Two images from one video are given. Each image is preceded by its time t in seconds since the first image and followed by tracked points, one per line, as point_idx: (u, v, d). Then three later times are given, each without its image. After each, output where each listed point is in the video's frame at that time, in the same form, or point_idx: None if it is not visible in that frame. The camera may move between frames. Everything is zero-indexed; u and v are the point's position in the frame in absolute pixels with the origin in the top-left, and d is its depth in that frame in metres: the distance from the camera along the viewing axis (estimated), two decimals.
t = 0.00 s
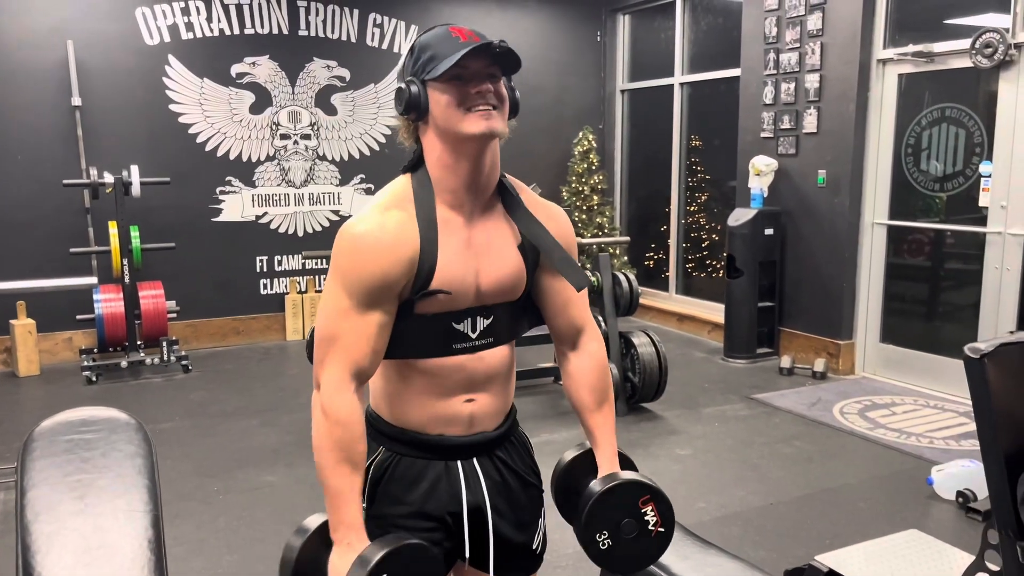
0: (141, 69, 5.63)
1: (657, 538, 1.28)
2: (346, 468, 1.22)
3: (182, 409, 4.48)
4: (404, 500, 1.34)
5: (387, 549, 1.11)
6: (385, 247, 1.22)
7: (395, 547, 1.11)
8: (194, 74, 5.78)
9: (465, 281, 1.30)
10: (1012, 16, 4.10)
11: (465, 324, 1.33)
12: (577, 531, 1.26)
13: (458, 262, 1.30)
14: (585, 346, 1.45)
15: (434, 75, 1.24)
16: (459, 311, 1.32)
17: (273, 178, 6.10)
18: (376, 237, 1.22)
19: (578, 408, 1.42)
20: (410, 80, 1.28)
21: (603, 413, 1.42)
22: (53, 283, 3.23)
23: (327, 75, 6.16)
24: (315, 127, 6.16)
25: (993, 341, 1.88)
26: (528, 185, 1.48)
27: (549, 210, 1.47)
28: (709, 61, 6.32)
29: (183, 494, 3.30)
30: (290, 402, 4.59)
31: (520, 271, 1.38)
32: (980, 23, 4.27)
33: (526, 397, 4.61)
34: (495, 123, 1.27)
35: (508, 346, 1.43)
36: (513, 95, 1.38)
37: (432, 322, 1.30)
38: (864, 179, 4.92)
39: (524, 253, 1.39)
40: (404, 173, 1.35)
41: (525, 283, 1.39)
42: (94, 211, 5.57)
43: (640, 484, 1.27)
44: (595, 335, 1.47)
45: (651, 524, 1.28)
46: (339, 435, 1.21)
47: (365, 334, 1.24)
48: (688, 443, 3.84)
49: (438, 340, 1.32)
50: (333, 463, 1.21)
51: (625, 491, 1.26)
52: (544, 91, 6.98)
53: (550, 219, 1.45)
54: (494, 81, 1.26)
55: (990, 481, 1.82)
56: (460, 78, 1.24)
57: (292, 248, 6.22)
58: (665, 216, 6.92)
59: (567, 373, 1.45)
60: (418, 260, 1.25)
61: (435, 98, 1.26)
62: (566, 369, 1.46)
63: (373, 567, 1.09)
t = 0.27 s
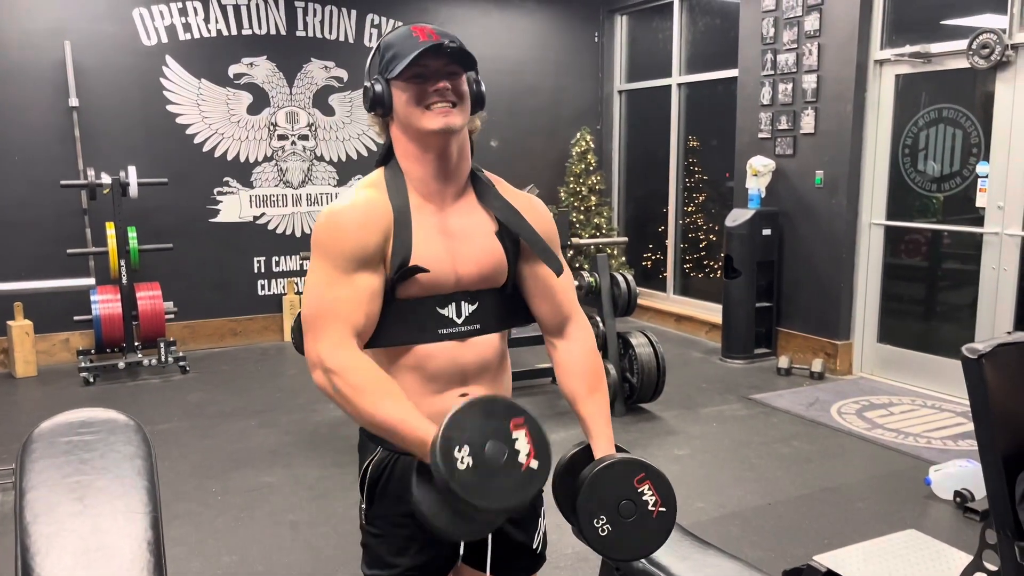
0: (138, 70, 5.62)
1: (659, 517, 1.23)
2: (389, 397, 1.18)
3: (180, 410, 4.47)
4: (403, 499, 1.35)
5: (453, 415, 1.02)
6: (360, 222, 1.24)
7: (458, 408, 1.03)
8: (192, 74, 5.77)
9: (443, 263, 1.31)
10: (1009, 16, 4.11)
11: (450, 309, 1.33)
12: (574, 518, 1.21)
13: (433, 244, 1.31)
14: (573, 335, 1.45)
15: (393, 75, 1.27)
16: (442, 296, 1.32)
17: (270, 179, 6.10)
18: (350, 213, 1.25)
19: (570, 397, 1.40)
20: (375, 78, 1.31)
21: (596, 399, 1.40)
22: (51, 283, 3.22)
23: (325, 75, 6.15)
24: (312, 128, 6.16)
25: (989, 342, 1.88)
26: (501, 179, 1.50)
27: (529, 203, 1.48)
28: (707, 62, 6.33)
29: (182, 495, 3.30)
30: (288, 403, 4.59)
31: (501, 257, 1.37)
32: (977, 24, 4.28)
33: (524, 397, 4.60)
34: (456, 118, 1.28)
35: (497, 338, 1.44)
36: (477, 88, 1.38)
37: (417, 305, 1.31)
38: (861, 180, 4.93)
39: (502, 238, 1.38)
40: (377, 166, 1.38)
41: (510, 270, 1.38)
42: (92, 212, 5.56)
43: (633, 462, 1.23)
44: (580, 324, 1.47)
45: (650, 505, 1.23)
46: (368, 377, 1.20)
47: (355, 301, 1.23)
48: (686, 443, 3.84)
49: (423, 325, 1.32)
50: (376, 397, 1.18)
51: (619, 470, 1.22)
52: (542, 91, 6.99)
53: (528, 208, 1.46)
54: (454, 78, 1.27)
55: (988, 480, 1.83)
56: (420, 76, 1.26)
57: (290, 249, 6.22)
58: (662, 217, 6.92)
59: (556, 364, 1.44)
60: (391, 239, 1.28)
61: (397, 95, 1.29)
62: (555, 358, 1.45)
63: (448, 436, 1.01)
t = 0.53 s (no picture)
0: (137, 71, 5.62)
1: (649, 517, 1.22)
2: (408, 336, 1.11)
3: (178, 411, 4.47)
4: (405, 499, 1.35)
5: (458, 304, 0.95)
6: (357, 219, 1.25)
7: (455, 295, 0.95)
8: (190, 75, 5.76)
9: (439, 262, 1.31)
10: (1007, 17, 4.11)
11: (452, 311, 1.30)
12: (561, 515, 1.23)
13: (428, 243, 1.32)
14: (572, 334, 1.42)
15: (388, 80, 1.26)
16: (441, 296, 1.30)
17: (268, 179, 6.09)
18: (346, 211, 1.25)
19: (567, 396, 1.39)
20: (374, 77, 1.31)
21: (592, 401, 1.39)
22: (48, 284, 3.21)
23: (323, 76, 6.15)
24: (311, 129, 6.16)
25: (989, 342, 1.88)
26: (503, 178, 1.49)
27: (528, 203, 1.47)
28: (705, 62, 6.33)
29: (180, 496, 3.29)
30: (286, 404, 4.58)
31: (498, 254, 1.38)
32: (975, 24, 4.28)
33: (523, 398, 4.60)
34: (449, 130, 1.28)
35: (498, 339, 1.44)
36: (475, 90, 1.35)
37: (421, 305, 1.28)
38: (859, 180, 4.93)
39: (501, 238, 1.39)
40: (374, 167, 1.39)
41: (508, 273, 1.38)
42: (90, 213, 5.56)
43: (621, 461, 1.24)
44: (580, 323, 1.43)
45: (638, 504, 1.22)
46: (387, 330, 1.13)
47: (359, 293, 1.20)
48: (685, 444, 3.84)
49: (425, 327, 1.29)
50: (392, 344, 1.11)
51: (605, 468, 1.24)
52: (540, 92, 6.99)
53: (527, 210, 1.46)
54: (450, 88, 1.26)
55: (987, 480, 1.83)
56: (415, 84, 1.25)
57: (288, 249, 6.22)
58: (661, 217, 6.93)
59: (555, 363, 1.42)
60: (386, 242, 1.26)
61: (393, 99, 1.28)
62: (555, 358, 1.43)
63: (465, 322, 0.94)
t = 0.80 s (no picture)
0: (136, 70, 5.61)
1: (644, 524, 1.23)
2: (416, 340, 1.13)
3: (178, 409, 4.46)
4: (406, 499, 1.35)
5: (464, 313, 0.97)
6: (364, 224, 1.24)
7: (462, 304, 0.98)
8: (188, 73, 5.76)
9: (446, 263, 1.30)
10: (1006, 15, 4.11)
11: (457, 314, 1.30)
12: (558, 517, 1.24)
13: (435, 245, 1.31)
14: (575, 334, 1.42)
15: (396, 79, 1.26)
16: (447, 300, 1.30)
17: (267, 178, 6.09)
18: (352, 215, 1.25)
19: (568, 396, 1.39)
20: (378, 77, 1.30)
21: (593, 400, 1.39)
22: (47, 283, 3.21)
23: (322, 74, 6.15)
24: (310, 127, 6.15)
25: (988, 341, 1.89)
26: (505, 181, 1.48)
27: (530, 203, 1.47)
28: (704, 61, 6.32)
29: (179, 495, 3.29)
30: (286, 402, 4.58)
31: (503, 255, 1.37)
32: (974, 23, 4.28)
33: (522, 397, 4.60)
34: (458, 127, 1.28)
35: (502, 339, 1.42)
36: (482, 87, 1.37)
37: (427, 310, 1.28)
38: (859, 179, 4.93)
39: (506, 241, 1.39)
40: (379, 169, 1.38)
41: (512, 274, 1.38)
42: (88, 212, 5.55)
43: (620, 468, 1.23)
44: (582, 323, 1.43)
45: (634, 511, 1.23)
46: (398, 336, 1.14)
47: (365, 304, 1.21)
48: (684, 443, 3.84)
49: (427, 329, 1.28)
50: (401, 344, 1.13)
51: (603, 475, 1.23)
52: (539, 91, 6.98)
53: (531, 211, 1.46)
54: (458, 84, 1.26)
55: (987, 479, 1.83)
56: (424, 82, 1.25)
57: (287, 248, 6.21)
58: (660, 216, 6.92)
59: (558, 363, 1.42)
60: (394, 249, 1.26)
61: (401, 99, 1.28)
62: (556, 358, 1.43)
63: (473, 332, 0.96)
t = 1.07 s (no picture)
0: (132, 67, 5.59)
1: (655, 520, 1.24)
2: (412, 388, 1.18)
3: (175, 407, 4.46)
4: (401, 493, 1.35)
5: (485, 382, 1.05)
6: (368, 223, 1.24)
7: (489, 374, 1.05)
8: (185, 70, 5.74)
9: (448, 262, 1.30)
10: (1004, 11, 4.11)
11: (456, 313, 1.32)
12: (571, 519, 1.22)
13: (440, 242, 1.30)
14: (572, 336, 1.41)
15: (410, 70, 1.24)
16: (447, 298, 1.31)
17: (265, 176, 6.08)
18: (358, 213, 1.24)
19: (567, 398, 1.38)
20: (389, 69, 1.28)
21: (594, 402, 1.38)
22: (43, 280, 3.20)
23: (319, 71, 6.13)
24: (307, 124, 6.14)
25: (986, 337, 1.88)
26: (513, 180, 1.46)
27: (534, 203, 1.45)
28: (702, 57, 6.31)
29: (177, 493, 3.28)
30: (284, 400, 4.57)
31: (507, 254, 1.36)
32: (972, 19, 4.27)
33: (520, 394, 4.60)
34: (471, 120, 1.27)
35: (501, 337, 1.41)
36: (492, 86, 1.36)
37: (426, 309, 1.30)
38: (857, 175, 4.92)
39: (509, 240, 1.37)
40: (386, 163, 1.36)
41: (514, 271, 1.37)
42: (85, 209, 5.54)
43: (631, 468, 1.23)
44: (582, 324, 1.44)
45: (645, 508, 1.24)
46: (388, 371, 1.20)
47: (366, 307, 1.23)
48: (683, 440, 3.84)
49: (427, 328, 1.30)
50: (391, 386, 1.18)
51: (617, 475, 1.23)
52: (537, 88, 6.97)
53: (536, 211, 1.43)
54: (471, 78, 1.25)
55: (984, 476, 1.83)
56: (438, 73, 1.23)
57: (285, 246, 6.20)
58: (658, 213, 6.92)
59: (554, 366, 1.41)
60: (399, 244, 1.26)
61: (413, 91, 1.26)
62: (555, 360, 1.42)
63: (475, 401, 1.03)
